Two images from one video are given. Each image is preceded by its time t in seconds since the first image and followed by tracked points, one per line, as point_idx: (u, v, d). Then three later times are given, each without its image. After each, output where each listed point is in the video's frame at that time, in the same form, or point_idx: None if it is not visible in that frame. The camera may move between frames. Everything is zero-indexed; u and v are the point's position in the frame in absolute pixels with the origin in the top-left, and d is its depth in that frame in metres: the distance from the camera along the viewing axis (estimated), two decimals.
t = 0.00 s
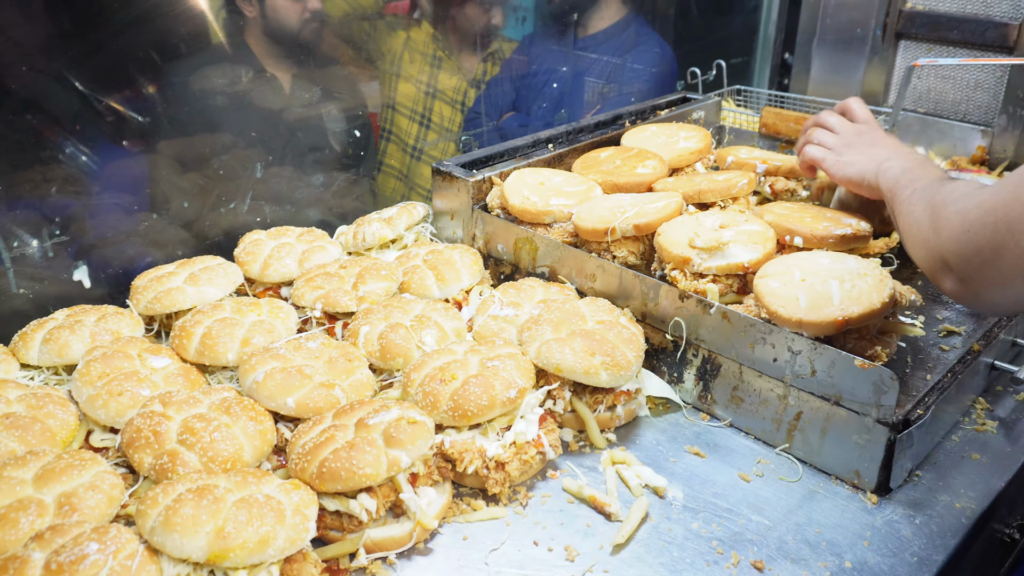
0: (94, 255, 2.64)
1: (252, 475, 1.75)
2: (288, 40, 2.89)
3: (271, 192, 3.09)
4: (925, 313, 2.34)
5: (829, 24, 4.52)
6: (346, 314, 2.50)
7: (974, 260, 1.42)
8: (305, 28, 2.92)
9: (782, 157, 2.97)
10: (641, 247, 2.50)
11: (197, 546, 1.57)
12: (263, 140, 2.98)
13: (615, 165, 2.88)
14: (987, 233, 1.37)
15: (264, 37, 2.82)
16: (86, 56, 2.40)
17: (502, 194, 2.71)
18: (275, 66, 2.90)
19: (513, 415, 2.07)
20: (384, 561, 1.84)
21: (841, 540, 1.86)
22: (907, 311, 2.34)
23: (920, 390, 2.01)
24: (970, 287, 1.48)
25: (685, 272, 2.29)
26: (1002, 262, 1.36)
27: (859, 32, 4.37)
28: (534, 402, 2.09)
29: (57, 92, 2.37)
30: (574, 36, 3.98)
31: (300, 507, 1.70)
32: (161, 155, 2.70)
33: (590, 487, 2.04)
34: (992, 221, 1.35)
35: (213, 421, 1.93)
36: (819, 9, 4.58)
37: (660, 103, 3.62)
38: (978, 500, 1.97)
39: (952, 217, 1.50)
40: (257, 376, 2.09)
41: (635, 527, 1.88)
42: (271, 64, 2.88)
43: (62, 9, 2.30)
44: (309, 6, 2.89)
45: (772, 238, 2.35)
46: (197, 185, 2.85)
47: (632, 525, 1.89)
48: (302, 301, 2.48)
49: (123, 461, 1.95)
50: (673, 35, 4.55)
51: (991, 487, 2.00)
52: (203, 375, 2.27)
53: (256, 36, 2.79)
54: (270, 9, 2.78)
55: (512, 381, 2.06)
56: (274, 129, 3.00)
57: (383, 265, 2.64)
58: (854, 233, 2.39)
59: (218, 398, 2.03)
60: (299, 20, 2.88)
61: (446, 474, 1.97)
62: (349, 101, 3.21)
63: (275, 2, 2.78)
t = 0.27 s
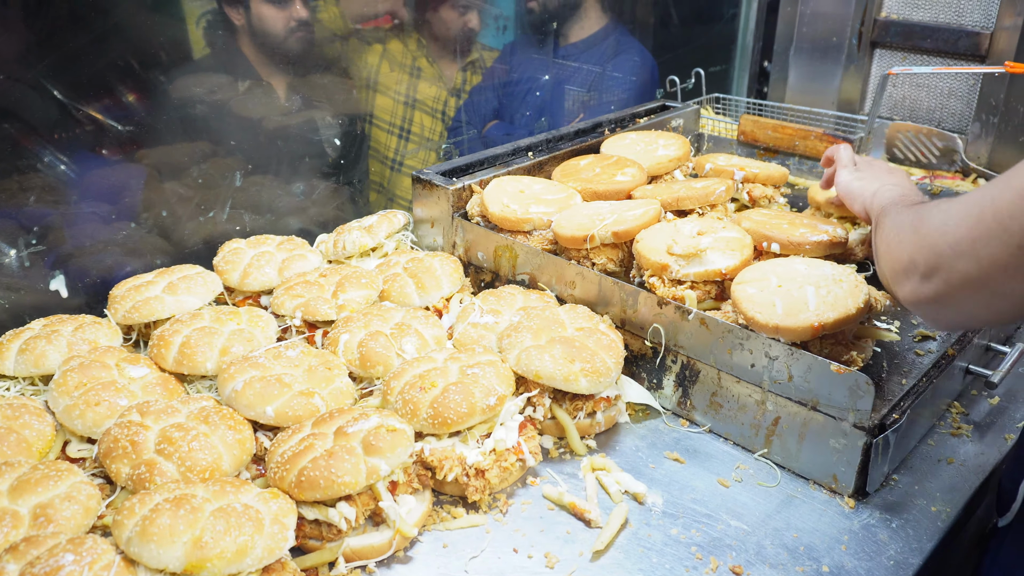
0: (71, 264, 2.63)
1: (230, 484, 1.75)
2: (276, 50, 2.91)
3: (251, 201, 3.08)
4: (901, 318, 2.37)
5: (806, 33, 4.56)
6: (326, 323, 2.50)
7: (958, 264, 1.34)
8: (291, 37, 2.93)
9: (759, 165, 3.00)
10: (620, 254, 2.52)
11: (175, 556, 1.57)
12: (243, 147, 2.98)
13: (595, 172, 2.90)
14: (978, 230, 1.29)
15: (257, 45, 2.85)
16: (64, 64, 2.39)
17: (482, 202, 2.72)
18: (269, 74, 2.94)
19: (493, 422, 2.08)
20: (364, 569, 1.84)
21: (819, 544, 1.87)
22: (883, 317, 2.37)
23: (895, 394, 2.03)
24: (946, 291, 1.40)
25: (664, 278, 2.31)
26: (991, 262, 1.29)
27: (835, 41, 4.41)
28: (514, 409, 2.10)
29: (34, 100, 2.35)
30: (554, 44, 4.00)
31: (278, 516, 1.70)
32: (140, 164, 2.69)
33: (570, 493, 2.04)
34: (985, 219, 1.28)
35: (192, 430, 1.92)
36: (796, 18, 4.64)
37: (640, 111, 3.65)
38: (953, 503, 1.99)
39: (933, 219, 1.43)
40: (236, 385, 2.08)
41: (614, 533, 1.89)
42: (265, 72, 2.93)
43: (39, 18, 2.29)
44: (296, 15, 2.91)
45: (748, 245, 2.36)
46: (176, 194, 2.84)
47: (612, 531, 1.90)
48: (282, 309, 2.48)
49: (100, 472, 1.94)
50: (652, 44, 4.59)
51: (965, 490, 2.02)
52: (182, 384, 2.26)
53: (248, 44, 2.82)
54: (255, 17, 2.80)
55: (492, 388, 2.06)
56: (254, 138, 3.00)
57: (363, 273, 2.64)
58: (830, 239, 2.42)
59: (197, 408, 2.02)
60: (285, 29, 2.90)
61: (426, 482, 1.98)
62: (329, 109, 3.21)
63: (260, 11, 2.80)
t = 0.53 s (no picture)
0: (69, 275, 2.64)
1: (224, 495, 1.76)
2: (264, 62, 2.91)
3: (249, 212, 3.10)
4: (894, 330, 2.38)
5: (801, 46, 4.59)
6: (322, 333, 2.51)
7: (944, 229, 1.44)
8: (279, 48, 2.93)
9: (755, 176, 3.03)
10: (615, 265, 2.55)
11: (167, 566, 1.58)
12: (241, 159, 3.00)
13: (590, 184, 2.92)
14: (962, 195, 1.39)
15: (248, 58, 2.85)
16: (64, 76, 2.41)
17: (478, 213, 2.73)
18: (263, 86, 2.95)
19: (487, 433, 2.09)
20: None
21: (811, 555, 1.88)
22: (876, 328, 2.38)
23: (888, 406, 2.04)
24: (927, 254, 1.51)
25: (658, 290, 2.32)
26: (973, 226, 1.38)
27: (830, 53, 4.42)
28: (508, 420, 2.11)
29: (33, 111, 2.38)
30: (551, 57, 4.01)
31: (272, 526, 1.71)
32: (138, 176, 2.70)
33: (563, 504, 2.05)
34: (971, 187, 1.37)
35: (186, 440, 1.93)
36: (792, 31, 4.66)
37: (636, 123, 3.67)
38: (945, 514, 2.00)
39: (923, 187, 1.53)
40: (232, 396, 2.09)
41: (607, 543, 1.90)
42: (259, 84, 2.94)
43: (40, 29, 2.32)
44: (284, 25, 2.90)
45: (739, 253, 2.39)
46: (174, 205, 2.85)
47: (605, 542, 1.90)
48: (278, 320, 2.49)
49: (96, 482, 1.95)
50: (649, 56, 4.61)
51: (957, 502, 2.03)
52: (179, 394, 2.28)
53: (240, 59, 2.83)
54: (243, 29, 2.79)
55: (486, 399, 2.07)
56: (252, 149, 3.02)
57: (359, 284, 2.65)
58: (823, 251, 2.44)
59: (192, 418, 2.03)
60: (272, 40, 2.89)
61: (420, 492, 1.98)
62: (327, 121, 3.23)
63: (248, 22, 2.80)
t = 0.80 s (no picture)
0: (77, 280, 2.67)
1: (229, 498, 1.77)
2: (244, 67, 2.85)
3: (255, 219, 3.13)
4: (896, 338, 2.39)
5: (806, 54, 4.65)
6: (327, 339, 2.53)
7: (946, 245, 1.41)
8: (260, 52, 2.88)
9: (757, 184, 3.05)
10: (617, 272, 2.56)
11: (173, 569, 1.59)
12: (248, 166, 3.03)
13: (593, 192, 2.94)
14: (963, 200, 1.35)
15: (227, 65, 2.80)
16: (75, 83, 2.44)
17: (482, 220, 2.75)
18: (243, 92, 2.89)
19: (490, 438, 2.11)
20: None
21: (813, 561, 1.89)
22: (879, 336, 2.39)
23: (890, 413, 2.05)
24: (927, 263, 1.46)
25: (660, 296, 2.33)
26: (971, 234, 1.34)
27: (834, 62, 4.49)
28: (511, 425, 2.13)
29: (44, 118, 2.40)
30: (556, 65, 4.04)
31: (277, 530, 1.72)
32: (145, 182, 2.73)
33: (566, 509, 2.06)
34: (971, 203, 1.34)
35: (192, 444, 1.95)
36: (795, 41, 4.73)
37: (639, 131, 3.70)
38: (948, 521, 2.00)
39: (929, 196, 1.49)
40: (237, 401, 2.11)
41: (610, 548, 1.91)
42: (238, 90, 2.88)
43: (51, 37, 2.35)
44: (264, 28, 2.85)
45: (740, 261, 2.40)
46: (180, 212, 2.88)
47: (608, 547, 1.91)
48: (283, 326, 2.51)
49: (102, 485, 1.96)
50: (653, 64, 4.64)
51: (959, 509, 2.03)
52: (185, 399, 2.30)
53: (219, 67, 2.78)
54: (223, 35, 2.75)
55: (489, 405, 2.09)
56: (259, 157, 3.05)
57: (363, 291, 2.67)
58: (826, 258, 2.45)
59: (198, 422, 2.05)
60: (253, 44, 2.85)
61: (424, 497, 2.00)
62: (333, 128, 3.26)
63: (227, 27, 2.75)
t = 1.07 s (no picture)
0: (94, 286, 2.70)
1: (243, 501, 1.79)
2: (222, 82, 2.80)
3: (269, 226, 3.16)
4: (908, 345, 2.39)
5: (816, 62, 4.69)
6: (340, 344, 2.55)
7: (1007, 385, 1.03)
8: (239, 67, 2.82)
9: (768, 192, 3.06)
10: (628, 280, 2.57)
11: (189, 569, 1.61)
12: (262, 174, 3.06)
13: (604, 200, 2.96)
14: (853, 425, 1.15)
15: (206, 81, 2.75)
16: (93, 92, 2.47)
17: (493, 228, 2.77)
18: (223, 106, 2.83)
19: (502, 444, 2.12)
20: None
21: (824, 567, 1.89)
22: (889, 343, 2.40)
23: (901, 420, 2.05)
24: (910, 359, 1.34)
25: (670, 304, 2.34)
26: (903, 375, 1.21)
27: (845, 71, 4.50)
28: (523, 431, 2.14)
29: (61, 126, 2.43)
30: (567, 73, 4.07)
31: (291, 531, 1.74)
32: (159, 188, 2.77)
33: (578, 514, 2.08)
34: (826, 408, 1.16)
35: (208, 447, 1.97)
36: (805, 50, 4.77)
37: (650, 139, 3.72)
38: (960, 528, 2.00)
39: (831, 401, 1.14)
40: (252, 405, 2.13)
41: (621, 553, 1.92)
42: (253, 99, 2.92)
43: (70, 47, 2.38)
44: (241, 42, 2.80)
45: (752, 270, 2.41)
46: (195, 218, 2.92)
47: (620, 551, 1.92)
48: (297, 331, 2.54)
49: (120, 487, 1.99)
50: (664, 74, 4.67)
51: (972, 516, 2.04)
52: (200, 403, 2.32)
53: (198, 84, 2.73)
54: (199, 52, 2.69)
55: (501, 410, 2.10)
56: (274, 164, 3.09)
57: (376, 297, 2.70)
58: (836, 267, 2.46)
59: (213, 426, 2.08)
60: (231, 59, 2.79)
61: (437, 501, 2.02)
62: (346, 137, 3.29)
63: (204, 45, 2.69)
